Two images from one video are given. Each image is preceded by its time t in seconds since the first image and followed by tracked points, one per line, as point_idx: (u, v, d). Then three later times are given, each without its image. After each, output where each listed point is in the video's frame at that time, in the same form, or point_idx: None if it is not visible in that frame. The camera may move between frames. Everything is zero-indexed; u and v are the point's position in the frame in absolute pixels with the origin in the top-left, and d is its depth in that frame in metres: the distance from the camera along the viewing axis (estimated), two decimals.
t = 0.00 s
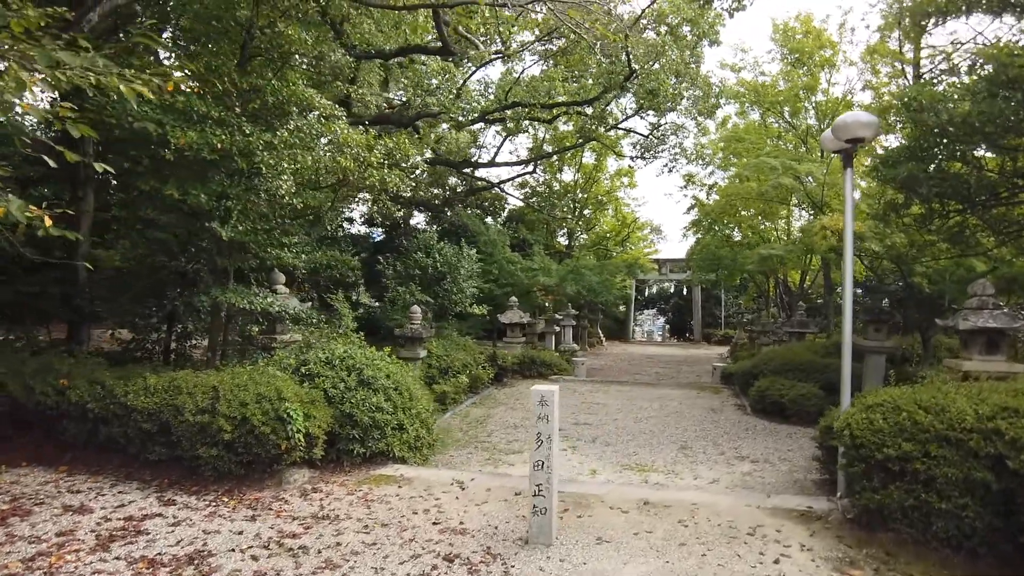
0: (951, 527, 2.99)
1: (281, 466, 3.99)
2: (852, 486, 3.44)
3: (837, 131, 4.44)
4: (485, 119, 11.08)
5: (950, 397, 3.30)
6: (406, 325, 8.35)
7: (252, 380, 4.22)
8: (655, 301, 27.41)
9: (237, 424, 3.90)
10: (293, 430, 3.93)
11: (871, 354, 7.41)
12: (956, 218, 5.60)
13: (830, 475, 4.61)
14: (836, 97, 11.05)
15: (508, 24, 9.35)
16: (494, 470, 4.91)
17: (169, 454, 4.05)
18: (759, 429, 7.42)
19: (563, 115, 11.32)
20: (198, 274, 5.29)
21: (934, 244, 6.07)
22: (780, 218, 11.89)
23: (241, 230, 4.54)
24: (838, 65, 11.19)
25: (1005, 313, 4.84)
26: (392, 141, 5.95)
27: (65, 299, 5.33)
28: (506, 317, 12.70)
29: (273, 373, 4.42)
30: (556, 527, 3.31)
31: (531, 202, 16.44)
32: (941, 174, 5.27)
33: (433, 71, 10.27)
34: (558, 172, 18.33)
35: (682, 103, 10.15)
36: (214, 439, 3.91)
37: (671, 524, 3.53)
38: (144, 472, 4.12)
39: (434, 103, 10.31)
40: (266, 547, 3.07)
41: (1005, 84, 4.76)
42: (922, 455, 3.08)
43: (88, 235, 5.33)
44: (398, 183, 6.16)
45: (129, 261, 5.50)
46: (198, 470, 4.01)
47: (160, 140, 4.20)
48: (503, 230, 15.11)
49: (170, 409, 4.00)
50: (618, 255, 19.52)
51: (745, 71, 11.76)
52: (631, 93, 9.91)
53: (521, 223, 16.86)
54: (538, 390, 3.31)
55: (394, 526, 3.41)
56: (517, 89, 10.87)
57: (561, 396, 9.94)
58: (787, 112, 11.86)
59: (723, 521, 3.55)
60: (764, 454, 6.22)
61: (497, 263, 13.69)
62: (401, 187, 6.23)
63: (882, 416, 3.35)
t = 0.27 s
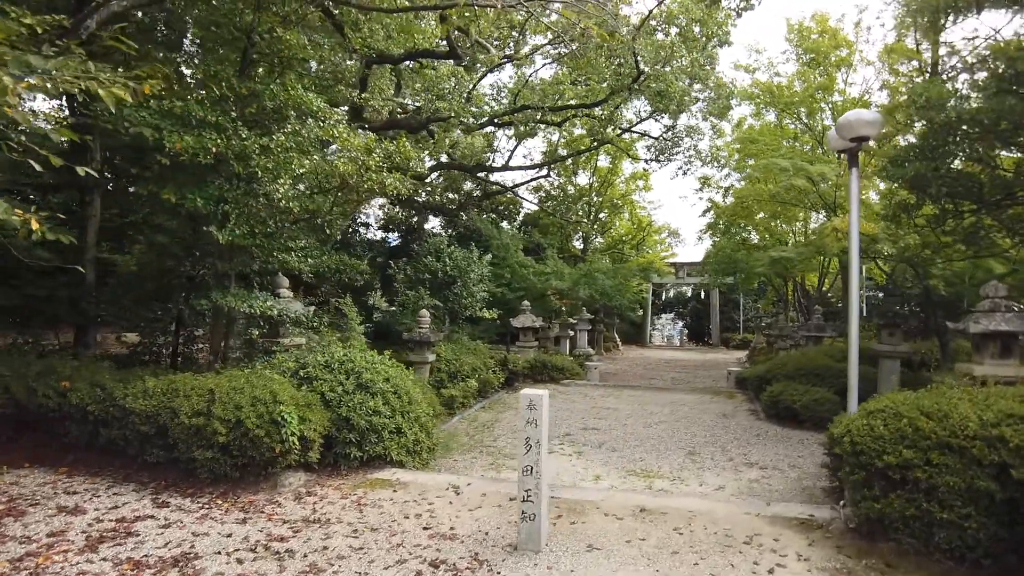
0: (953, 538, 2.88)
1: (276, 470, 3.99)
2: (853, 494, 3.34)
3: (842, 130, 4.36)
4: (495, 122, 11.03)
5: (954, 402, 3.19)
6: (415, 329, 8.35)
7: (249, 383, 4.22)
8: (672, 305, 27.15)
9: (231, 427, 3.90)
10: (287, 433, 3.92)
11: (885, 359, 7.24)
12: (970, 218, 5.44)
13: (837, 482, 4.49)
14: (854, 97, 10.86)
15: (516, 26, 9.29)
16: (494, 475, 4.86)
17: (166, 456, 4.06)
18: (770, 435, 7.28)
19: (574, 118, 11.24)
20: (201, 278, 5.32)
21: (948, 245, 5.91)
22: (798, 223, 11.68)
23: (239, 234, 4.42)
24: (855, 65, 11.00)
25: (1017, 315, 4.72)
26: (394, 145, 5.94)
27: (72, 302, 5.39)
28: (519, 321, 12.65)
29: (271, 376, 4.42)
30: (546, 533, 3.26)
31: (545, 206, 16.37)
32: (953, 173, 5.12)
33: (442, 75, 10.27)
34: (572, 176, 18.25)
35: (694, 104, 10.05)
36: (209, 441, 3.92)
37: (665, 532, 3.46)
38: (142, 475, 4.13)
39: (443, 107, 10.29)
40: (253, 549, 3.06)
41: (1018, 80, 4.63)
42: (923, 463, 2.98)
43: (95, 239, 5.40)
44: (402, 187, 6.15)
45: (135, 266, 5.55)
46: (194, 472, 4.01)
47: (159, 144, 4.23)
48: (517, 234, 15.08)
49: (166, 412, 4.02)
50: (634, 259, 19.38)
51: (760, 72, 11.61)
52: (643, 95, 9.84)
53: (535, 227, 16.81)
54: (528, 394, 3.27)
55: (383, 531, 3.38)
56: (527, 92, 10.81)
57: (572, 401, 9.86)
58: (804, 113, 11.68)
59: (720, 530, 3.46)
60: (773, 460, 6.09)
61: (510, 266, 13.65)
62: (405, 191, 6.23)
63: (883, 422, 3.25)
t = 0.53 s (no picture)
0: (977, 555, 2.76)
1: (289, 474, 4.02)
2: (873, 506, 3.22)
3: (866, 130, 4.26)
4: (518, 127, 11.03)
5: (979, 412, 3.05)
6: (438, 334, 8.37)
7: (265, 388, 4.28)
8: (704, 310, 26.73)
9: (246, 431, 3.96)
10: (300, 438, 3.96)
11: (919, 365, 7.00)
12: (1005, 220, 5.22)
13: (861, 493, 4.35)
14: (887, 96, 10.57)
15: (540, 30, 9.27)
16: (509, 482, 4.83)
17: (184, 459, 4.13)
18: (798, 443, 7.09)
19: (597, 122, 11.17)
20: (222, 284, 5.42)
21: (983, 247, 5.69)
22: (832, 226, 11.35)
23: (255, 241, 4.45)
24: (888, 62, 10.71)
25: None
26: (410, 151, 5.97)
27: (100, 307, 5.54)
28: (545, 326, 12.60)
29: (288, 381, 4.48)
30: (554, 541, 3.22)
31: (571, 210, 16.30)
32: (984, 173, 4.92)
33: (465, 81, 10.33)
34: (599, 179, 18.13)
35: (722, 105, 9.89)
36: (224, 445, 3.98)
37: (677, 543, 3.38)
38: (161, 477, 4.21)
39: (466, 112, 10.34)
40: (260, 554, 3.09)
41: None
42: (945, 475, 2.86)
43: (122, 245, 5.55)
44: (421, 193, 6.18)
45: (160, 274, 5.68)
46: (210, 476, 4.07)
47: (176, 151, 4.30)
48: (544, 238, 15.04)
49: (184, 416, 4.09)
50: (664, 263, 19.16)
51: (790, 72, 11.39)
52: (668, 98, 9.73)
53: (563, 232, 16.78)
54: (535, 400, 3.23)
55: (391, 537, 3.38)
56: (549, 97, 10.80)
57: (596, 407, 9.77)
58: (835, 113, 11.41)
59: (733, 542, 3.38)
60: (799, 469, 5.93)
61: (536, 271, 13.61)
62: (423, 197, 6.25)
63: (904, 432, 3.13)
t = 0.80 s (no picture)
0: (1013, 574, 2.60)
1: (308, 476, 4.04)
2: (903, 520, 3.07)
3: (900, 126, 4.10)
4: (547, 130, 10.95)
5: (1019, 422, 2.87)
6: (465, 337, 8.36)
7: (285, 390, 4.32)
8: (742, 314, 26.16)
9: (265, 433, 4.00)
10: (319, 440, 3.98)
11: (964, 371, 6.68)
12: None
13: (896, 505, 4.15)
14: (932, 92, 10.16)
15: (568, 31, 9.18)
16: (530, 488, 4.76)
17: (207, 459, 4.19)
18: (834, 451, 6.85)
19: (626, 123, 11.01)
20: (249, 287, 5.51)
21: None
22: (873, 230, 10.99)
23: (277, 244, 4.53)
24: (933, 57, 10.29)
25: None
26: (433, 154, 5.97)
27: (134, 311, 5.70)
28: (577, 329, 12.49)
29: (309, 383, 4.51)
30: (567, 548, 3.15)
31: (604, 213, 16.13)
32: None
33: (494, 84, 10.11)
34: (633, 181, 17.91)
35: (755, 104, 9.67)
36: (244, 446, 4.02)
37: (695, 554, 3.28)
38: (185, 477, 4.29)
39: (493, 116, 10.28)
40: (272, 555, 3.09)
41: None
42: (978, 488, 2.71)
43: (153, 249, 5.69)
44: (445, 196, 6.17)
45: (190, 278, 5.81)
46: (231, 477, 4.13)
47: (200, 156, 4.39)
48: (576, 241, 14.94)
49: (206, 417, 4.16)
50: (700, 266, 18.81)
51: (830, 69, 11.04)
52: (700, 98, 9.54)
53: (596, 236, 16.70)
54: (547, 405, 3.16)
55: (403, 541, 3.36)
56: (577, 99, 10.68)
57: (627, 412, 9.62)
58: (877, 111, 11.02)
59: (754, 554, 3.26)
60: (833, 479, 5.72)
61: (567, 275, 13.51)
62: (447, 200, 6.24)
63: (935, 442, 2.97)
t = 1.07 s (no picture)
0: None
1: (318, 478, 4.04)
2: (925, 533, 2.92)
3: (925, 122, 3.94)
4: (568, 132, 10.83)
5: None
6: (486, 340, 8.33)
7: (298, 392, 4.33)
8: (775, 317, 25.62)
9: (276, 434, 4.01)
10: (328, 442, 3.97)
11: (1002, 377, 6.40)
12: None
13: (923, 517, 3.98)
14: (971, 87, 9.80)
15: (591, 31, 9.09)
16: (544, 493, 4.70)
17: (220, 460, 4.23)
18: (864, 459, 6.62)
19: (649, 124, 10.82)
20: (267, 290, 5.56)
21: None
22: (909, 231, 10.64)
23: (290, 246, 4.56)
24: (972, 51, 9.92)
25: None
26: (450, 156, 5.95)
27: (156, 312, 5.80)
28: (602, 332, 12.36)
29: (322, 385, 4.52)
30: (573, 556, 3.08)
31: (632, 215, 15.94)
32: None
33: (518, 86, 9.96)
34: (662, 182, 17.66)
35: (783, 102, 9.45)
36: (256, 448, 4.04)
37: (706, 564, 3.18)
38: (200, 477, 4.33)
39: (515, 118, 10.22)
40: (276, 557, 3.09)
41: None
42: (1005, 502, 2.56)
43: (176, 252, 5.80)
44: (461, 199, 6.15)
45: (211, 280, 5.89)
46: (244, 478, 4.15)
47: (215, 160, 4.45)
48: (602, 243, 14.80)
49: (219, 417, 4.19)
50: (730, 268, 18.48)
51: (863, 65, 10.72)
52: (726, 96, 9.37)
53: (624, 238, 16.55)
54: (552, 409, 3.10)
55: (408, 545, 3.33)
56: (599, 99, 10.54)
57: (651, 416, 9.48)
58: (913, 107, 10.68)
59: (768, 566, 3.14)
60: (861, 488, 5.52)
61: (592, 277, 13.39)
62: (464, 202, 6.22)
63: (959, 452, 2.83)
